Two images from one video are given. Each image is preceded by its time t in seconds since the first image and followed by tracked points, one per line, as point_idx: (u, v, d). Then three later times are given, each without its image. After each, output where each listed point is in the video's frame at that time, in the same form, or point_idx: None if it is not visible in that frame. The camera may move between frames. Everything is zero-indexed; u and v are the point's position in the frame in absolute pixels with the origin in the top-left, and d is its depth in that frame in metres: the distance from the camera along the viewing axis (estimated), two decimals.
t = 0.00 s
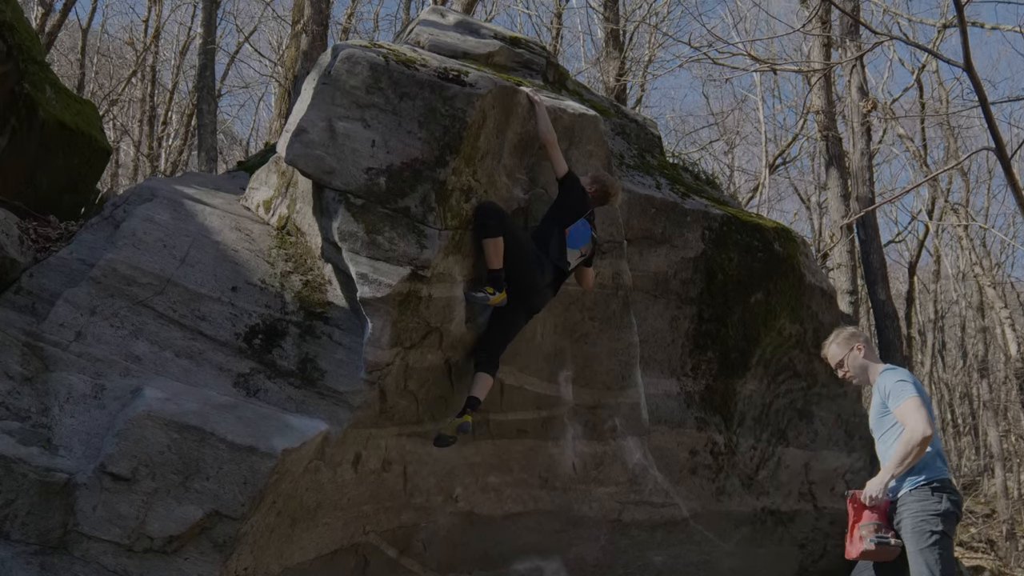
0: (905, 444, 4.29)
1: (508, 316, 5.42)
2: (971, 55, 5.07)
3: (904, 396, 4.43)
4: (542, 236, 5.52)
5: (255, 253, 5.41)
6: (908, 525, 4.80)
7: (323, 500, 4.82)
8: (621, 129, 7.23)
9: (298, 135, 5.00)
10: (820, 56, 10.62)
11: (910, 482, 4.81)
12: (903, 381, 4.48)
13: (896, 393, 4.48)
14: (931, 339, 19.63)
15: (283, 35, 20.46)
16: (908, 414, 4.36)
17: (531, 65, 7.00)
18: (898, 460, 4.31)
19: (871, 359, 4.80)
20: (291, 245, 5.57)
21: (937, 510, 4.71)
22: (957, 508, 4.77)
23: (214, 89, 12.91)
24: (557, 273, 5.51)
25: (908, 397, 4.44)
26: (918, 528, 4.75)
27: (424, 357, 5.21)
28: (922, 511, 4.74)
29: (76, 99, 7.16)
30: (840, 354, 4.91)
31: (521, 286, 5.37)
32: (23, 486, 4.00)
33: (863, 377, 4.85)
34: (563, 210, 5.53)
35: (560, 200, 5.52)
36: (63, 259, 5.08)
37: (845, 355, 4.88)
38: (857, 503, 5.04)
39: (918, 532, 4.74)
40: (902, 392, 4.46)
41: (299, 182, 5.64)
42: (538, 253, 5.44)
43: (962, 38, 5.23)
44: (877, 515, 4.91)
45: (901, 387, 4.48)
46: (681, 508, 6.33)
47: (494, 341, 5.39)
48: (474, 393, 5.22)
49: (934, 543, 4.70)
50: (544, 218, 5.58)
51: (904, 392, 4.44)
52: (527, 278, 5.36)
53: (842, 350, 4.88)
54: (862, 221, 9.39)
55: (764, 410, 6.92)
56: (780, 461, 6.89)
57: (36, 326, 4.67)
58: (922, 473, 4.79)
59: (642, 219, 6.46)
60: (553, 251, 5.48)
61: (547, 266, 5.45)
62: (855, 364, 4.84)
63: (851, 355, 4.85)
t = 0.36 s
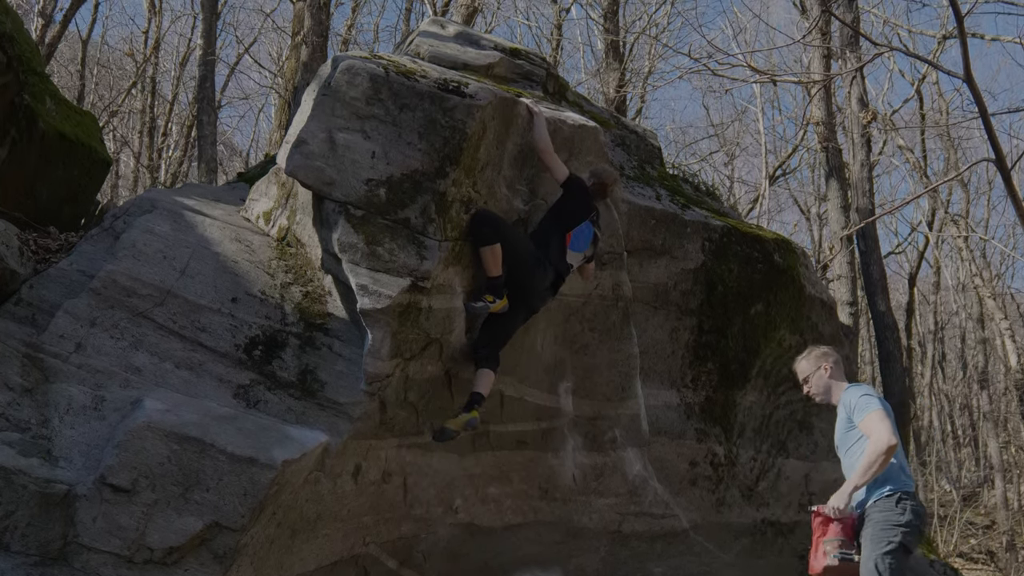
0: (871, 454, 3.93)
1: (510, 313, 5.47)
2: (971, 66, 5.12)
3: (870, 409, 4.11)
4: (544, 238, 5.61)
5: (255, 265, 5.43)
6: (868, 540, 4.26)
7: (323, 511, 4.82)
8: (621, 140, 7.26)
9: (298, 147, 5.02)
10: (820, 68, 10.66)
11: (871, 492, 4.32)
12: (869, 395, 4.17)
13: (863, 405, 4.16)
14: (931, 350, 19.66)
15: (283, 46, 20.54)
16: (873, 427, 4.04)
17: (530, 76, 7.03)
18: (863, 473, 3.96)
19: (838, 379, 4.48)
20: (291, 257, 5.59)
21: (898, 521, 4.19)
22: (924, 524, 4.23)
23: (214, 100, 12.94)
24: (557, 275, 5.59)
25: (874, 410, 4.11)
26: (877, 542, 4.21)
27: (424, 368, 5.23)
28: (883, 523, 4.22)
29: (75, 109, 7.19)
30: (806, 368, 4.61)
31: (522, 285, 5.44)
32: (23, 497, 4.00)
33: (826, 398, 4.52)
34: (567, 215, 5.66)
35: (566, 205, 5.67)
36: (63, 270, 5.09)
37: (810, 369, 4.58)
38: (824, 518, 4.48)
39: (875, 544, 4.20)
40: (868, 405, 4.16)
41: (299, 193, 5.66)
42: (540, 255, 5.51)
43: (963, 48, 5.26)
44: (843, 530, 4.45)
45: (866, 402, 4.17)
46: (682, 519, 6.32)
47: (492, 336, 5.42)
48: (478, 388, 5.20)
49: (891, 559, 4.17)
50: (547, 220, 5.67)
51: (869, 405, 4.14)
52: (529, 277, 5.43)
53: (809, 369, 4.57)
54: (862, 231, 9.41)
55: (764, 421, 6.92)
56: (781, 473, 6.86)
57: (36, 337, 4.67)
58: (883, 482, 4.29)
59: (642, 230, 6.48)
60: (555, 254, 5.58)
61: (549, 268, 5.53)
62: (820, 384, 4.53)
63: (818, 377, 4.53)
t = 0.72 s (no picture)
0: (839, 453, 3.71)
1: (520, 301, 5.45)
2: (971, 66, 5.12)
3: (846, 412, 3.85)
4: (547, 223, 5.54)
5: (255, 265, 5.43)
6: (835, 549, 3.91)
7: (323, 511, 4.82)
8: (621, 140, 7.26)
9: (298, 147, 5.03)
10: (820, 68, 10.66)
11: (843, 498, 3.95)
12: (848, 398, 3.89)
13: (840, 409, 3.88)
14: (931, 350, 19.67)
15: (283, 46, 20.54)
16: (847, 428, 3.78)
17: (531, 76, 7.03)
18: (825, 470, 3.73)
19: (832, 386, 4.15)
20: (291, 257, 5.59)
21: (864, 532, 3.83)
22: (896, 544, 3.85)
23: (214, 100, 12.95)
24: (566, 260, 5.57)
25: (850, 414, 3.84)
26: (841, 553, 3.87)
27: (424, 368, 5.24)
28: (849, 534, 3.86)
29: (75, 110, 7.18)
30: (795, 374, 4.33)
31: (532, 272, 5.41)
32: (23, 497, 4.00)
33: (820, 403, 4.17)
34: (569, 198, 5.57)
35: (568, 184, 5.56)
36: (64, 270, 5.09)
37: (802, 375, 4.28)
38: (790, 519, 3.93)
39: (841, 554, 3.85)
40: (846, 407, 3.87)
41: (299, 193, 5.66)
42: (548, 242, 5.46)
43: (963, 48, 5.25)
44: (811, 533, 3.89)
45: (847, 404, 3.88)
46: (682, 519, 6.32)
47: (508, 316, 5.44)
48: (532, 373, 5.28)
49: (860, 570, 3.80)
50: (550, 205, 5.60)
51: (847, 408, 3.85)
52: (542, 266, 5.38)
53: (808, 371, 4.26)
54: (863, 231, 9.42)
55: (764, 421, 6.92)
56: (781, 472, 6.87)
57: (36, 336, 4.66)
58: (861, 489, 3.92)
59: (642, 230, 6.48)
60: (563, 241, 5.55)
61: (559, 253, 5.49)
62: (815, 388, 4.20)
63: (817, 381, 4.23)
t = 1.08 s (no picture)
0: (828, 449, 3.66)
1: (534, 277, 5.49)
2: (971, 66, 5.12)
3: (833, 405, 3.79)
4: (555, 195, 5.54)
5: (255, 265, 5.43)
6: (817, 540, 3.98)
7: (323, 511, 4.82)
8: (621, 140, 7.26)
9: (298, 147, 5.03)
10: (820, 68, 10.67)
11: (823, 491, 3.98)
12: (835, 390, 3.82)
13: (826, 401, 3.82)
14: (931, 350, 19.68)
15: (283, 46, 20.54)
16: (836, 424, 3.72)
17: (531, 76, 7.04)
18: (812, 465, 3.70)
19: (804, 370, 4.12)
20: (291, 257, 5.59)
21: (852, 524, 3.90)
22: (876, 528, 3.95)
23: (214, 100, 12.95)
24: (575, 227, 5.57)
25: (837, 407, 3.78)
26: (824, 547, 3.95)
27: (424, 368, 5.23)
28: (836, 524, 3.92)
29: (75, 110, 7.17)
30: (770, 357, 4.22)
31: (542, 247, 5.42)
32: (23, 497, 4.01)
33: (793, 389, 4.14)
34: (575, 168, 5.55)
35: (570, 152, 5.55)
36: (64, 270, 5.09)
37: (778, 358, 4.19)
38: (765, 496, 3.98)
39: (829, 547, 3.92)
40: (832, 400, 3.80)
41: (299, 193, 5.66)
42: (557, 214, 5.46)
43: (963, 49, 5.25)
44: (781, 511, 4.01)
45: (834, 395, 3.81)
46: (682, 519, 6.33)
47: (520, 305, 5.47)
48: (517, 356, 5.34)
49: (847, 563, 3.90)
50: (554, 174, 5.61)
51: (833, 401, 3.79)
52: (553, 240, 5.41)
53: (774, 356, 4.21)
54: (862, 231, 9.42)
55: (764, 421, 6.94)
56: (781, 473, 6.90)
57: (36, 336, 4.66)
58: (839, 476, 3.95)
59: (642, 230, 6.48)
60: (573, 210, 5.54)
61: (567, 220, 5.49)
62: (785, 373, 4.16)
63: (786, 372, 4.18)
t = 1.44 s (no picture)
0: (725, 466, 3.20)
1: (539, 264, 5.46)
2: (970, 66, 5.12)
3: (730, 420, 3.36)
4: (559, 180, 5.49)
5: (255, 265, 5.43)
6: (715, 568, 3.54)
7: (323, 511, 4.82)
8: (621, 140, 7.26)
9: (298, 147, 5.03)
10: (820, 68, 10.67)
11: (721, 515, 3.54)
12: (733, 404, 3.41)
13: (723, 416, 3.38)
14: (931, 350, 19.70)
15: (283, 46, 20.54)
16: (734, 438, 3.29)
17: (530, 76, 7.01)
18: (706, 484, 3.24)
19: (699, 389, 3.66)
20: (291, 257, 5.59)
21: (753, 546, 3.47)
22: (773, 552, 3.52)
23: (214, 100, 12.95)
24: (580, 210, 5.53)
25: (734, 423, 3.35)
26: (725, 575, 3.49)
27: (424, 368, 5.23)
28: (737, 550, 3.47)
29: (75, 110, 7.17)
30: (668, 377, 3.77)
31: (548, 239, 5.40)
32: (23, 497, 4.01)
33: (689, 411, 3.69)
34: (577, 151, 5.50)
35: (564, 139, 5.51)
36: (64, 270, 5.09)
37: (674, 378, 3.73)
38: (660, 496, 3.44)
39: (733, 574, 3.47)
40: (730, 415, 3.37)
41: (299, 193, 5.67)
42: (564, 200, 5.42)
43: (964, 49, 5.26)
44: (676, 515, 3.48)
45: (732, 411, 3.39)
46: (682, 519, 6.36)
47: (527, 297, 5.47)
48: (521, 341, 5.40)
49: None
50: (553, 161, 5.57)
51: (731, 416, 3.36)
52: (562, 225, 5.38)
53: (670, 376, 3.76)
54: (862, 231, 9.43)
55: (764, 421, 6.96)
56: (781, 472, 6.97)
57: (36, 336, 4.65)
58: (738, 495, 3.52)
59: (642, 229, 6.46)
60: (580, 195, 5.52)
61: (570, 205, 5.43)
62: (681, 393, 3.69)
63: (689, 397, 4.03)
